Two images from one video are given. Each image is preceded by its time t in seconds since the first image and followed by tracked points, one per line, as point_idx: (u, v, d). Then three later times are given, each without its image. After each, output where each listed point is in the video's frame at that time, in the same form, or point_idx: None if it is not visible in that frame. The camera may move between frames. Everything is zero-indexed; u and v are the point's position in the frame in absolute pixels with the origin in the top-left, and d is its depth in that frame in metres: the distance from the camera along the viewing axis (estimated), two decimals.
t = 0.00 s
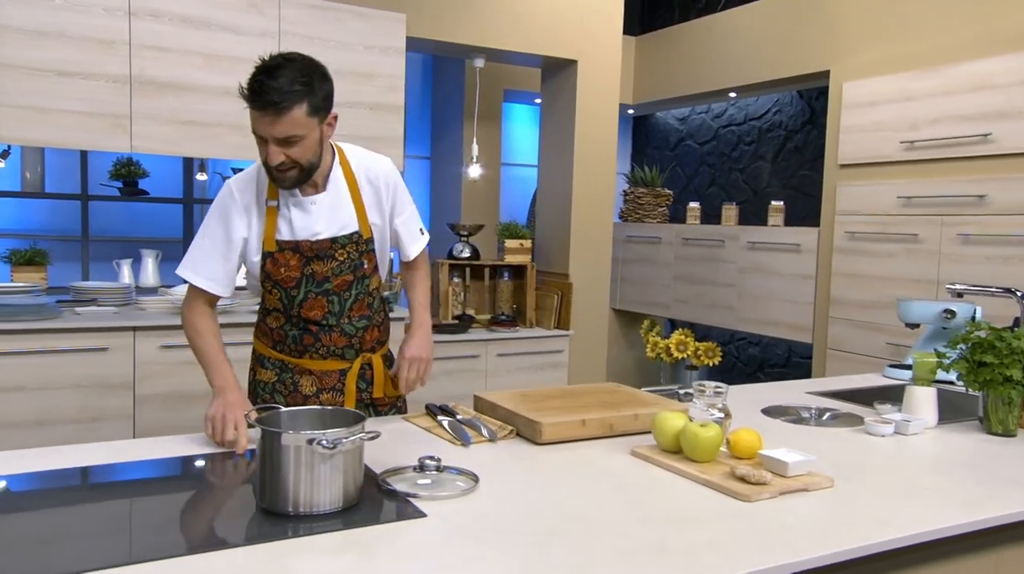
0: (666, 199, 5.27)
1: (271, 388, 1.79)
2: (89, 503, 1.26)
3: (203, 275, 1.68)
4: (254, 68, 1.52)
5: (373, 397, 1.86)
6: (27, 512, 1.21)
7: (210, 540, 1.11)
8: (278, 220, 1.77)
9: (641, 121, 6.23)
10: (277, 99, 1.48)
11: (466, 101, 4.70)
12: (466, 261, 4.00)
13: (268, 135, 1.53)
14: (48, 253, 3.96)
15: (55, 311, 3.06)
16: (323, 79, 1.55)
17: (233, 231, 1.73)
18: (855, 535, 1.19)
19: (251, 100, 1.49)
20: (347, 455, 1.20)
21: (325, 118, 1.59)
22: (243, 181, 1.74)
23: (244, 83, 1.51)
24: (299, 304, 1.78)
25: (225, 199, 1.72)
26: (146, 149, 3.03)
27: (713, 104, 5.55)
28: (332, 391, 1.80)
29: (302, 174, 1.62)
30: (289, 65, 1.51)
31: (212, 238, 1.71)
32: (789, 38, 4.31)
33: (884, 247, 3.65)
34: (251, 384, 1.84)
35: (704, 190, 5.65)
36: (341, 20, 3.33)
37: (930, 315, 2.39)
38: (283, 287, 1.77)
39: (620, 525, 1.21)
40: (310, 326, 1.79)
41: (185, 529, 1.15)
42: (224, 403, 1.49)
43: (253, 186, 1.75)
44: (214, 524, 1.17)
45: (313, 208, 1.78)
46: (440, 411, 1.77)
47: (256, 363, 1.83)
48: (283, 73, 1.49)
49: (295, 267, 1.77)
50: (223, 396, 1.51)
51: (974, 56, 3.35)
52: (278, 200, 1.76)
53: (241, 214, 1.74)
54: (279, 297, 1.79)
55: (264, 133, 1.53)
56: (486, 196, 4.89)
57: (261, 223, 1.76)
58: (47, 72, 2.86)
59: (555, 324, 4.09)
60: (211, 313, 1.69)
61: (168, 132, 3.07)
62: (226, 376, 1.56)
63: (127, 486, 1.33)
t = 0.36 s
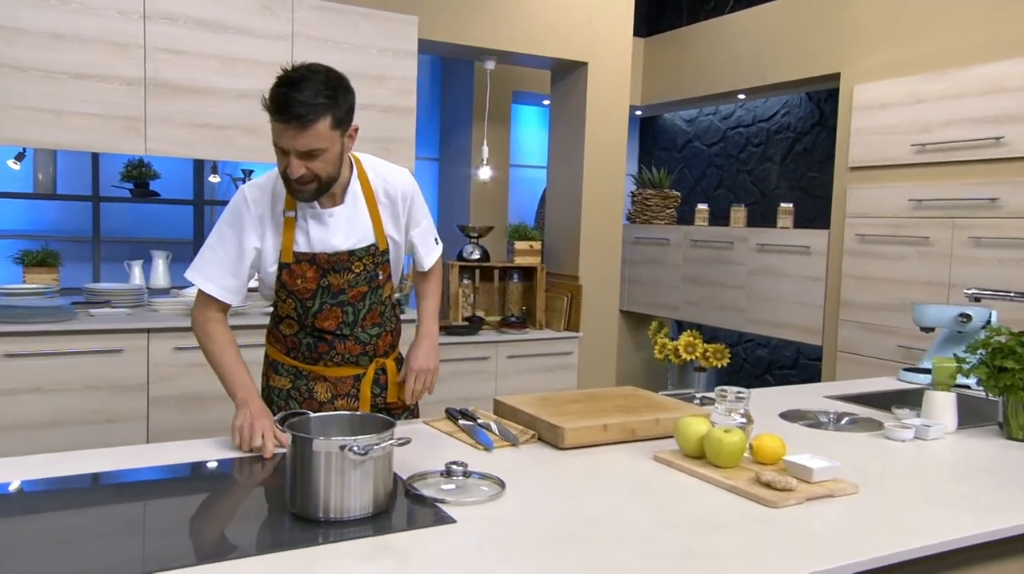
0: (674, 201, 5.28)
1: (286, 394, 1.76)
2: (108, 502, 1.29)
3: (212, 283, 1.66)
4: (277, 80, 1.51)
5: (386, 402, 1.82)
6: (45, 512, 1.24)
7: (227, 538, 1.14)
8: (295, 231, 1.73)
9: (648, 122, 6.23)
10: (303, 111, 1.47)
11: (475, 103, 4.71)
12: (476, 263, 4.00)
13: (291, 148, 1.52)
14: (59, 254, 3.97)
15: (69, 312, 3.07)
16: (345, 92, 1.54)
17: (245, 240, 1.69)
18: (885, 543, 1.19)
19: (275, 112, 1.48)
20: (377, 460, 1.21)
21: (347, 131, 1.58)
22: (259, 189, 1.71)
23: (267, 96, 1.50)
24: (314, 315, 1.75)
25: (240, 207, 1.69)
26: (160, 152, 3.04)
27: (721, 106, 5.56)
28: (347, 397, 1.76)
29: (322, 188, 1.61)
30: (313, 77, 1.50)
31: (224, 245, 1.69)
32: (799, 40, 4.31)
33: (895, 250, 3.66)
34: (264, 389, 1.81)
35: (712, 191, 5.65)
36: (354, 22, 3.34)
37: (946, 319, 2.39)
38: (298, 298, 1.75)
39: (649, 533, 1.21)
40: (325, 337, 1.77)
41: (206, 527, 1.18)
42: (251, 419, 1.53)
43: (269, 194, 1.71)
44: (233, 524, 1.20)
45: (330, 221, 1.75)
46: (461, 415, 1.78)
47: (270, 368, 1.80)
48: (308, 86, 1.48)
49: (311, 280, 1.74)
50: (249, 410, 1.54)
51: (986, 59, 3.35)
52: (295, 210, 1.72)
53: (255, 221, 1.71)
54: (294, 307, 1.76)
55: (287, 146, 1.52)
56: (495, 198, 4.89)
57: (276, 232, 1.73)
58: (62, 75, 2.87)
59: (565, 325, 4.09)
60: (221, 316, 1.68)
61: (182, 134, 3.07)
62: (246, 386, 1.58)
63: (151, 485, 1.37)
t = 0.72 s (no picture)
0: (680, 204, 5.29)
1: (302, 408, 1.71)
2: (121, 505, 1.31)
3: (233, 277, 1.62)
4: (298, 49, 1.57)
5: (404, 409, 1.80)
6: (64, 515, 1.26)
7: (238, 543, 1.14)
8: (311, 216, 1.72)
9: (653, 125, 6.24)
10: (335, 58, 1.54)
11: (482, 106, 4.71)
12: (483, 266, 4.00)
13: (330, 97, 1.54)
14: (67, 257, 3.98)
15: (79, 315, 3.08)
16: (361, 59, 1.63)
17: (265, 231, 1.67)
18: (907, 550, 1.20)
19: (308, 65, 1.53)
20: (400, 468, 1.21)
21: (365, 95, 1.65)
22: (274, 181, 1.70)
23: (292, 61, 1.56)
24: (334, 303, 1.73)
25: (258, 199, 1.67)
26: (171, 155, 3.05)
27: (726, 109, 5.56)
28: (367, 404, 1.74)
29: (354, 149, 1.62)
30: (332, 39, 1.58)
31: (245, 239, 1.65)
32: (805, 44, 4.31)
33: (903, 254, 3.66)
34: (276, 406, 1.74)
35: (717, 194, 5.66)
36: (363, 26, 3.35)
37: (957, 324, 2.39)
38: (317, 286, 1.72)
39: (671, 539, 1.22)
40: (345, 329, 1.73)
41: (216, 531, 1.19)
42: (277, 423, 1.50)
43: (284, 184, 1.71)
44: (248, 530, 1.20)
45: (347, 205, 1.76)
46: (477, 421, 1.78)
47: (282, 383, 1.74)
48: (333, 42, 1.56)
49: (330, 265, 1.73)
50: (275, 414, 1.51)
51: (993, 63, 3.36)
52: (310, 195, 1.72)
53: (274, 213, 1.68)
54: (311, 301, 1.72)
55: (324, 97, 1.54)
56: (501, 201, 4.90)
57: (294, 219, 1.71)
58: (74, 79, 2.88)
59: (572, 329, 4.10)
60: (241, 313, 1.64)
61: (192, 138, 3.08)
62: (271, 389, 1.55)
63: (161, 488, 1.39)
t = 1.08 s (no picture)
0: (690, 208, 5.30)
1: (319, 414, 1.72)
2: (136, 508, 1.32)
3: (251, 281, 1.62)
4: (326, 69, 1.57)
5: (416, 414, 1.80)
6: (87, 519, 1.27)
7: (254, 552, 1.15)
8: (332, 225, 1.72)
9: (663, 130, 6.24)
10: (351, 92, 1.52)
11: (493, 111, 4.72)
12: (494, 271, 4.00)
13: (341, 129, 1.55)
14: (81, 260, 3.99)
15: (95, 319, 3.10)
16: (390, 83, 1.61)
17: (284, 238, 1.67)
18: (931, 561, 1.20)
19: (325, 93, 1.54)
20: (423, 476, 1.22)
21: (389, 121, 1.64)
22: (296, 190, 1.71)
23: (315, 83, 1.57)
24: (352, 310, 1.73)
25: (279, 207, 1.67)
26: (186, 160, 3.07)
27: (737, 114, 5.56)
28: (382, 410, 1.74)
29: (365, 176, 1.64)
30: (359, 64, 1.56)
31: (264, 245, 1.65)
32: (817, 49, 4.31)
33: (916, 260, 3.65)
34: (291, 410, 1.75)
35: (728, 199, 5.65)
36: (376, 31, 3.36)
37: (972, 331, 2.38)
38: (336, 293, 1.72)
39: (692, 549, 1.22)
40: (362, 335, 1.73)
41: (230, 537, 1.21)
42: (280, 405, 1.45)
43: (305, 193, 1.72)
44: (264, 537, 1.21)
45: (368, 212, 1.76)
46: (494, 427, 1.78)
47: (298, 388, 1.75)
48: (356, 70, 1.55)
49: (350, 272, 1.72)
50: (278, 400, 1.46)
51: (1008, 69, 3.35)
52: (332, 205, 1.72)
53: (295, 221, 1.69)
54: (330, 308, 1.72)
55: (336, 128, 1.55)
56: (512, 205, 4.90)
57: (315, 227, 1.71)
58: (91, 84, 2.90)
59: (583, 333, 4.10)
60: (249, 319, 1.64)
61: (208, 143, 3.10)
62: (273, 383, 1.51)
63: (177, 492, 1.40)
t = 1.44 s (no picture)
0: (698, 212, 5.31)
1: (322, 421, 1.72)
2: (151, 513, 1.33)
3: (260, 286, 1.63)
4: (341, 77, 1.59)
5: (420, 426, 1.77)
6: (103, 523, 1.28)
7: (268, 555, 1.16)
8: (343, 233, 1.73)
9: (671, 133, 6.25)
10: (365, 101, 1.54)
11: (501, 115, 4.73)
12: (502, 275, 4.01)
13: (353, 138, 1.56)
14: (92, 264, 4.01)
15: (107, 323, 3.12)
16: (404, 93, 1.62)
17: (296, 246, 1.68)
18: (945, 569, 1.20)
19: (339, 102, 1.55)
20: (437, 483, 1.22)
21: (403, 130, 1.65)
22: (310, 196, 1.71)
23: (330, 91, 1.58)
24: (358, 320, 1.72)
25: (293, 213, 1.68)
26: (197, 165, 3.09)
27: (744, 118, 5.56)
28: (385, 420, 1.73)
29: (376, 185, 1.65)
30: (375, 74, 1.57)
31: (277, 251, 1.67)
32: (825, 53, 4.31)
33: (925, 265, 3.65)
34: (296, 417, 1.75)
35: (735, 203, 5.65)
36: (386, 37, 3.38)
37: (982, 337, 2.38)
38: (343, 301, 1.72)
39: (706, 557, 1.22)
40: (368, 345, 1.72)
41: (246, 541, 1.21)
42: (274, 406, 1.45)
43: (318, 199, 1.73)
44: (278, 542, 1.21)
45: (379, 222, 1.76)
46: (505, 433, 1.79)
47: (304, 394, 1.75)
48: (370, 80, 1.56)
49: (358, 281, 1.72)
50: (274, 402, 1.47)
51: (1018, 74, 3.35)
52: (344, 212, 1.73)
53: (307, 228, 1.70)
54: (336, 316, 1.72)
55: (348, 136, 1.56)
56: (519, 210, 4.91)
57: (326, 233, 1.72)
58: (103, 91, 2.92)
59: (591, 338, 4.10)
60: (260, 323, 1.66)
61: (219, 149, 3.12)
62: (273, 386, 1.52)
63: (191, 497, 1.41)
